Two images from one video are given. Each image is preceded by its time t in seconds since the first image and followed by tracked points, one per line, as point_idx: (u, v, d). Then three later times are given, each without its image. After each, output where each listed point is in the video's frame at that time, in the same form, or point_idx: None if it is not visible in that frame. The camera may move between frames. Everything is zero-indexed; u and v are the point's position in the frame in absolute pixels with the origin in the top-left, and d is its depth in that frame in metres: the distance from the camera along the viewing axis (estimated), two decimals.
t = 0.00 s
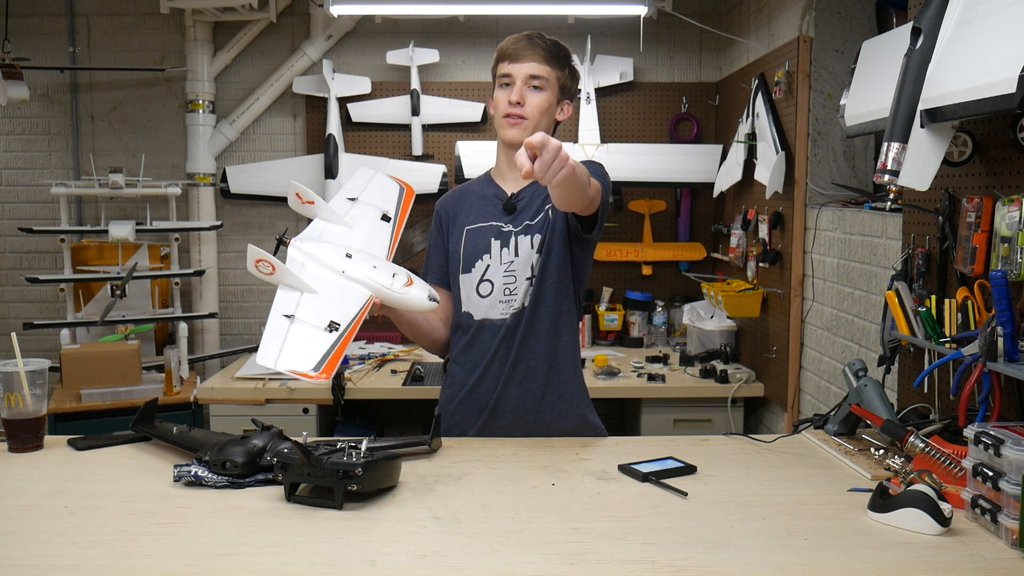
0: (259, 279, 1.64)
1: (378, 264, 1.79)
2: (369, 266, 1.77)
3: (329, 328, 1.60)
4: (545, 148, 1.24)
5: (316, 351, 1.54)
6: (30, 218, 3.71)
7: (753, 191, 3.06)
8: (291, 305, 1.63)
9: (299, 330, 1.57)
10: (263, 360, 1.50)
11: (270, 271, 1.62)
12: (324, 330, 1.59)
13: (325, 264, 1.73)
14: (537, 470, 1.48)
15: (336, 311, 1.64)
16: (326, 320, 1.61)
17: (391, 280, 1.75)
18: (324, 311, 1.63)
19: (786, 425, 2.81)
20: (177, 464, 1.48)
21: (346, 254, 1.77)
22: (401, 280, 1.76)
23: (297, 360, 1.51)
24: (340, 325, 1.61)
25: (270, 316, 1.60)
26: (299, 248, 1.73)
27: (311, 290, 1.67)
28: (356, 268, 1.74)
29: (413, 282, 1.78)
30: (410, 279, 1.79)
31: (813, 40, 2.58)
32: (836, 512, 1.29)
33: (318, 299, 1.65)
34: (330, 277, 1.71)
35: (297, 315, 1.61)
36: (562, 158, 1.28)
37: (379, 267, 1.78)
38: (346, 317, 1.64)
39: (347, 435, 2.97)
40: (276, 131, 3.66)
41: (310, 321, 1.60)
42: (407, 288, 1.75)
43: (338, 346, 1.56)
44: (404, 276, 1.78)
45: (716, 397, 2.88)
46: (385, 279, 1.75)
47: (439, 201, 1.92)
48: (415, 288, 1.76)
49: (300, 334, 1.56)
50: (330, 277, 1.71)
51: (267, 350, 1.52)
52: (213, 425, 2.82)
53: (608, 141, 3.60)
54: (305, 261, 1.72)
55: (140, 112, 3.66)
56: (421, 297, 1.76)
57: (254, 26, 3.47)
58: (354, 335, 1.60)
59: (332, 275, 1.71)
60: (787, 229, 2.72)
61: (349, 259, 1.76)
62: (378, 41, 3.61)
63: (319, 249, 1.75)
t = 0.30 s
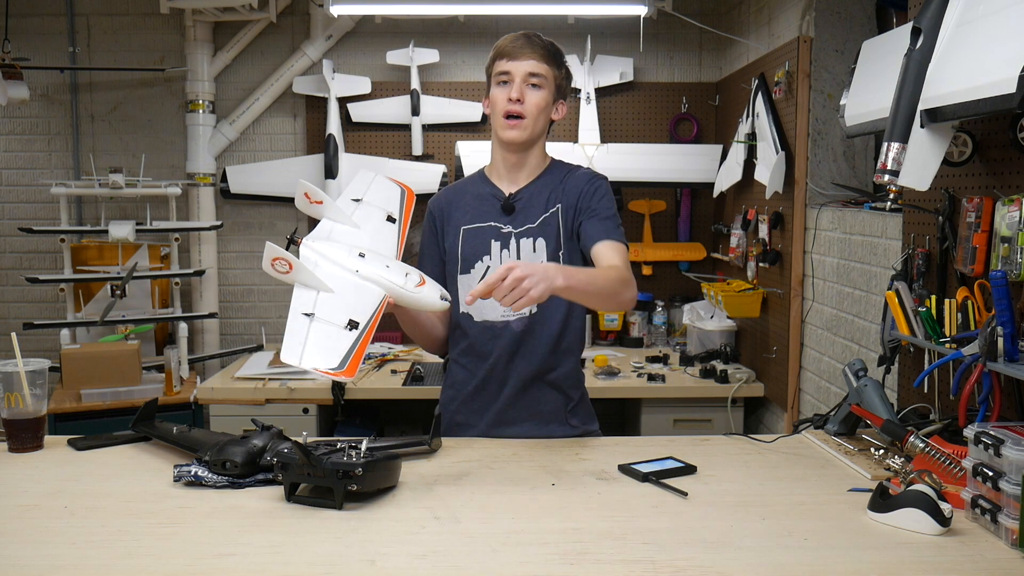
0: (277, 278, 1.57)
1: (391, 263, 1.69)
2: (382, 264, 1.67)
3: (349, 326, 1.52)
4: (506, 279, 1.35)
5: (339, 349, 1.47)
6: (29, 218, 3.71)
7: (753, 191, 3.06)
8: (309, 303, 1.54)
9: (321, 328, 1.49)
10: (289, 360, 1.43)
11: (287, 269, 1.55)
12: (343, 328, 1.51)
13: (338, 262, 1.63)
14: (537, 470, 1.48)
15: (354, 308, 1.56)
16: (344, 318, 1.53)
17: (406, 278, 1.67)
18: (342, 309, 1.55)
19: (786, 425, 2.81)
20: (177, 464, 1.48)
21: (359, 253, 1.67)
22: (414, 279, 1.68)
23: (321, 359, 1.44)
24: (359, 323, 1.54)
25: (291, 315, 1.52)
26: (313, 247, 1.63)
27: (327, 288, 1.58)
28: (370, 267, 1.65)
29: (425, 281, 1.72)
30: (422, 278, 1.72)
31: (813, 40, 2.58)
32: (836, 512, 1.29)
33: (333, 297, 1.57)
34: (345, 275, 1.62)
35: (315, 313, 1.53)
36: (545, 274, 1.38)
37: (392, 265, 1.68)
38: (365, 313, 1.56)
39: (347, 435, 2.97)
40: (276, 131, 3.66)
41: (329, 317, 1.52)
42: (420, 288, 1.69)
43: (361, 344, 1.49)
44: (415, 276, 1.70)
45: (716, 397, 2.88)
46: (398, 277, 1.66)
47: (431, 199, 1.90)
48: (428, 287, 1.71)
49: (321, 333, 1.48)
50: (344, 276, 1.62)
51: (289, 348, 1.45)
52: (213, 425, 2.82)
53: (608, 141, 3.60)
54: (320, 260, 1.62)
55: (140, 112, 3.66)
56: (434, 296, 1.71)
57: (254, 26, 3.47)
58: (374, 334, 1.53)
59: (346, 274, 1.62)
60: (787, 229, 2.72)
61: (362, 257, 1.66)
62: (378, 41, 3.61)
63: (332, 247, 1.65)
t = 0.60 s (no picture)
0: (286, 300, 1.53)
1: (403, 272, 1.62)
2: (395, 275, 1.60)
3: (361, 346, 1.49)
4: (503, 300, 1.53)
5: (351, 373, 1.45)
6: (29, 218, 3.71)
7: (753, 191, 3.06)
8: (320, 326, 1.50)
9: (332, 352, 1.47)
10: (302, 388, 1.41)
11: (297, 292, 1.50)
12: (355, 350, 1.48)
13: (350, 280, 1.57)
14: (537, 470, 1.48)
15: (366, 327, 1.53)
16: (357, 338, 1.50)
17: (420, 289, 1.61)
18: (354, 329, 1.51)
19: (786, 425, 2.81)
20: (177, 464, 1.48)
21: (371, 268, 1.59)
22: (428, 288, 1.62)
23: (334, 387, 1.42)
24: (372, 341, 1.50)
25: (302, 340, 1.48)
26: (322, 266, 1.57)
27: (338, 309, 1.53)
28: (384, 279, 1.59)
29: (439, 287, 1.65)
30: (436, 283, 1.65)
31: (813, 40, 2.58)
32: (836, 512, 1.29)
33: (345, 316, 1.52)
34: (358, 292, 1.57)
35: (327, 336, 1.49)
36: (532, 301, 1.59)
37: (404, 275, 1.61)
38: (378, 332, 1.53)
39: (347, 435, 2.97)
40: (277, 131, 3.66)
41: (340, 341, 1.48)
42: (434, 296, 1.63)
43: (373, 366, 1.47)
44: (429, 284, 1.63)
45: (716, 397, 2.88)
46: (412, 288, 1.60)
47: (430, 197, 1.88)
48: (443, 294, 1.65)
49: (332, 359, 1.46)
50: (357, 293, 1.57)
51: (302, 376, 1.43)
52: (213, 425, 2.82)
53: (608, 141, 3.60)
54: (331, 278, 1.56)
55: (140, 112, 3.66)
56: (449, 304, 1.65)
57: (254, 26, 3.47)
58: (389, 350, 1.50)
59: (359, 290, 1.57)
60: (787, 229, 2.72)
61: (375, 271, 1.59)
62: (378, 41, 3.62)
63: (343, 263, 1.59)
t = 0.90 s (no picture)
0: (300, 289, 1.54)
1: (419, 268, 1.62)
2: (409, 270, 1.60)
3: (369, 335, 1.47)
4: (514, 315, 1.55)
5: (357, 360, 1.41)
6: (29, 218, 3.71)
7: (753, 191, 3.06)
8: (331, 312, 1.50)
9: (339, 338, 1.44)
10: (304, 370, 1.38)
11: (308, 279, 1.51)
12: (364, 338, 1.45)
13: (363, 270, 1.59)
14: (537, 470, 1.48)
15: (376, 318, 1.51)
16: (366, 327, 1.48)
17: (433, 284, 1.60)
18: (366, 319, 1.50)
19: (786, 425, 2.81)
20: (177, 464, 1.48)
21: (383, 261, 1.60)
22: (442, 283, 1.60)
23: (338, 370, 1.38)
24: (381, 332, 1.48)
25: (310, 325, 1.46)
26: (337, 256, 1.59)
27: (352, 298, 1.54)
28: (397, 273, 1.59)
29: (454, 285, 1.63)
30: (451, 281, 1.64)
31: (813, 40, 2.58)
32: (836, 512, 1.29)
33: (357, 306, 1.52)
34: (370, 284, 1.57)
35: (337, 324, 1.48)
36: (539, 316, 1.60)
37: (419, 270, 1.61)
38: (388, 322, 1.51)
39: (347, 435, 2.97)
40: (276, 131, 3.66)
41: (349, 328, 1.47)
42: (450, 292, 1.61)
43: (379, 354, 1.43)
44: (445, 281, 1.62)
45: (716, 397, 2.88)
46: (425, 283, 1.59)
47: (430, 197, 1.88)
48: (458, 290, 1.63)
49: (337, 343, 1.43)
50: (369, 285, 1.57)
51: (307, 357, 1.40)
52: (213, 425, 2.82)
53: (608, 141, 3.60)
54: (346, 269, 1.58)
55: (140, 112, 3.66)
56: (463, 300, 1.62)
57: (255, 26, 3.47)
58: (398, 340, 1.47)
59: (371, 282, 1.58)
60: (787, 229, 2.72)
61: (389, 264, 1.60)
62: (378, 42, 3.62)
63: (357, 255, 1.60)
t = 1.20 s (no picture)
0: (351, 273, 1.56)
1: (473, 265, 1.56)
2: (463, 266, 1.55)
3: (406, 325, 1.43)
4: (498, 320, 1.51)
5: (389, 347, 1.37)
6: (29, 218, 3.71)
7: (753, 191, 3.06)
8: (374, 299, 1.50)
9: (375, 325, 1.43)
10: (332, 350, 1.37)
11: (359, 263, 1.53)
12: (400, 327, 1.42)
13: (418, 262, 1.58)
14: (537, 470, 1.48)
15: (420, 309, 1.47)
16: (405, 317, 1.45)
17: (483, 282, 1.52)
18: (408, 310, 1.46)
19: (786, 425, 2.81)
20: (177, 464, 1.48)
21: (437, 253, 1.58)
22: (493, 283, 1.52)
23: (366, 354, 1.35)
24: (418, 323, 1.43)
25: (350, 309, 1.48)
26: (394, 244, 1.60)
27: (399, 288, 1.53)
28: (449, 268, 1.55)
29: (508, 285, 1.53)
30: (506, 282, 1.55)
31: (813, 40, 2.58)
32: (836, 512, 1.29)
33: (403, 296, 1.50)
34: (421, 276, 1.56)
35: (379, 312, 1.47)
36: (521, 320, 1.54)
37: (473, 267, 1.55)
38: (429, 314, 1.46)
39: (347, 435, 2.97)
40: (276, 131, 3.66)
41: (390, 317, 1.45)
42: (500, 292, 1.51)
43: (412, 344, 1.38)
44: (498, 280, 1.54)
45: (716, 397, 2.88)
46: (476, 279, 1.52)
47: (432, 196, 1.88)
48: (511, 291, 1.52)
49: (372, 329, 1.41)
50: (421, 277, 1.56)
51: (338, 338, 1.39)
52: (213, 425, 2.82)
53: (608, 141, 3.60)
54: (403, 259, 1.58)
55: (140, 112, 3.66)
56: (514, 302, 1.50)
57: (255, 26, 3.47)
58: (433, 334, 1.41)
59: (423, 274, 1.56)
60: (787, 229, 2.72)
61: (444, 258, 1.57)
62: (378, 42, 3.61)
63: (415, 245, 1.60)
